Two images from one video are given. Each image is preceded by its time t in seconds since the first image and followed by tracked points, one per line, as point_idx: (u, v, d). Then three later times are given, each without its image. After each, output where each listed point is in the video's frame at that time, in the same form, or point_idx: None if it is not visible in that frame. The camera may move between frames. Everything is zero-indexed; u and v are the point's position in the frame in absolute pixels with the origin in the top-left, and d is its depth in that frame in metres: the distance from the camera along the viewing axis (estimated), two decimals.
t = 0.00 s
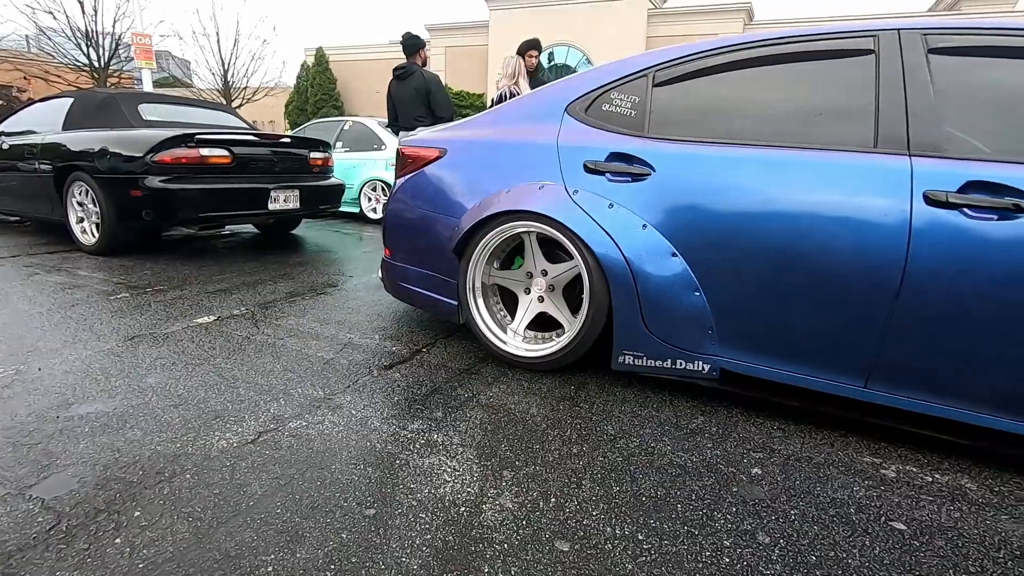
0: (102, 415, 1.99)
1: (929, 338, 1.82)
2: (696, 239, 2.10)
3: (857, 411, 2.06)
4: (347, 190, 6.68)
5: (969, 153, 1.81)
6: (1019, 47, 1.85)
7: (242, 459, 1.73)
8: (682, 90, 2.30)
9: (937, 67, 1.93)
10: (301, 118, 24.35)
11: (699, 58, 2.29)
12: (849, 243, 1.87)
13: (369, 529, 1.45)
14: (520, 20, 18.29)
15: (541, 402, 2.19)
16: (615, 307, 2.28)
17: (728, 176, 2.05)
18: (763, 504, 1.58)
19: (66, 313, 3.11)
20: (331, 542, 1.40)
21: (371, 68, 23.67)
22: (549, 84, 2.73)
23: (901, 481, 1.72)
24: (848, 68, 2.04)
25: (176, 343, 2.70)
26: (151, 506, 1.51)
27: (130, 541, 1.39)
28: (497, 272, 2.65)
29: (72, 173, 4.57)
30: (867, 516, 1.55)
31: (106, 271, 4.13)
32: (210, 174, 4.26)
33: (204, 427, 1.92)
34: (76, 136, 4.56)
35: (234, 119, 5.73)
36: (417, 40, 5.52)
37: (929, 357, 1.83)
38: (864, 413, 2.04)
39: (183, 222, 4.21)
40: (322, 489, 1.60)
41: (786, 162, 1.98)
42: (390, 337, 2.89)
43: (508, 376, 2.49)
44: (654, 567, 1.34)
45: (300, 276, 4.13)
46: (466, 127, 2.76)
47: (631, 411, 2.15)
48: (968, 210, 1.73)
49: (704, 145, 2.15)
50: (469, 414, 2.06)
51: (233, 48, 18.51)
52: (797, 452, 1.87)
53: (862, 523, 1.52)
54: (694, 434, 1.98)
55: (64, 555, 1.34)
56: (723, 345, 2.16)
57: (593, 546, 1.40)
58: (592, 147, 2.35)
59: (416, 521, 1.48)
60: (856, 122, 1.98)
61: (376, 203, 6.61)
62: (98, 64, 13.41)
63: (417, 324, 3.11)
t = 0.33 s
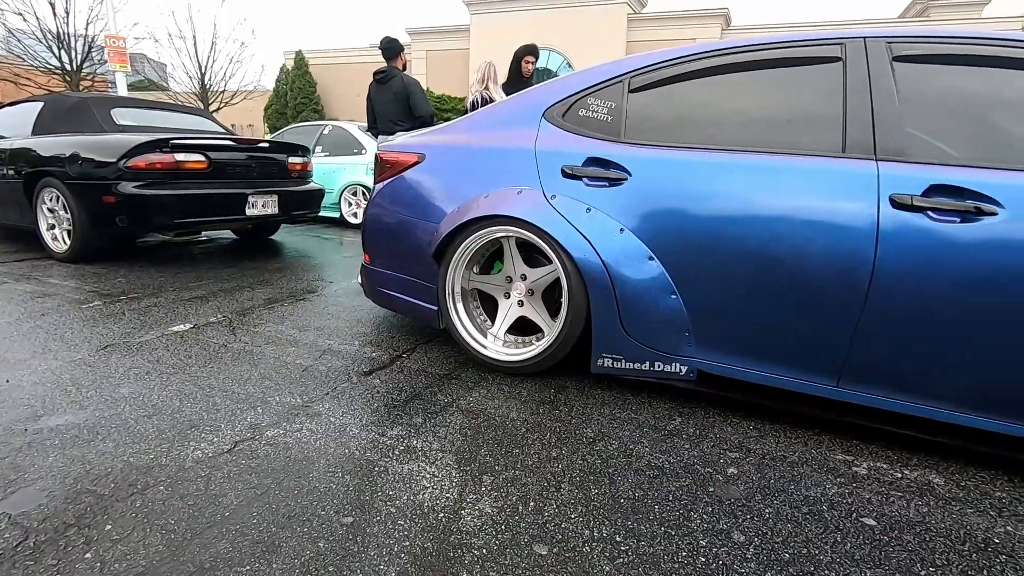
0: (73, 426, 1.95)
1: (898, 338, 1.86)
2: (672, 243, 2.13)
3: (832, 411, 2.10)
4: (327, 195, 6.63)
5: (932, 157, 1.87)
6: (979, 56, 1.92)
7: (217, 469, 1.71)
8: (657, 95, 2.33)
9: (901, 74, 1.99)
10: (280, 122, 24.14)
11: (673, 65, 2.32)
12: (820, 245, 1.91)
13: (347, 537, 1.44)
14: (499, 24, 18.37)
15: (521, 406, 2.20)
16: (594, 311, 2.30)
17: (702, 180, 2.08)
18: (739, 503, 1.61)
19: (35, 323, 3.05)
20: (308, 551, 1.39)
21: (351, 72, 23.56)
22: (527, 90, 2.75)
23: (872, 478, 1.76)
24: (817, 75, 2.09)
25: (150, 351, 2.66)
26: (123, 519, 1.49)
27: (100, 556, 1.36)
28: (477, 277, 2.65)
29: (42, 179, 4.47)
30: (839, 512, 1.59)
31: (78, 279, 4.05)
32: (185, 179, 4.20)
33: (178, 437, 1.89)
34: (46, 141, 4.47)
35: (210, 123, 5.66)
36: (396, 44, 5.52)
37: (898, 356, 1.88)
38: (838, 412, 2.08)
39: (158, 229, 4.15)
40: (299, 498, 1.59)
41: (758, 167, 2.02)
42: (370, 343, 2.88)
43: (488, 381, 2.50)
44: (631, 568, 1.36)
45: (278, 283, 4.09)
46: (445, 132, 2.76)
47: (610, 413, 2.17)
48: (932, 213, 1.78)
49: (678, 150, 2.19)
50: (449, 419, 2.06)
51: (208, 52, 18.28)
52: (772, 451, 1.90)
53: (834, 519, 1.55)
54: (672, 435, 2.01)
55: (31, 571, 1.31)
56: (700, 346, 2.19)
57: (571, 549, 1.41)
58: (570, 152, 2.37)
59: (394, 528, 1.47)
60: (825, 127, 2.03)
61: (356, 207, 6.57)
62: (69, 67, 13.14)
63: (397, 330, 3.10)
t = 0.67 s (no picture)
0: (43, 441, 1.91)
1: (868, 336, 1.91)
2: (649, 246, 2.15)
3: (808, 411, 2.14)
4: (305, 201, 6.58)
5: (898, 160, 1.92)
6: (941, 62, 1.98)
7: (192, 481, 1.69)
8: (632, 100, 2.36)
9: (867, 79, 2.04)
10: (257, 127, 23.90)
11: (647, 71, 2.36)
12: (792, 247, 1.95)
13: (325, 547, 1.43)
14: (477, 29, 18.41)
15: (501, 410, 2.21)
16: (573, 314, 2.31)
17: (677, 184, 2.11)
18: (716, 502, 1.63)
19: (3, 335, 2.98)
20: (285, 562, 1.38)
21: (329, 77, 23.43)
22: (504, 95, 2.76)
23: (845, 474, 1.80)
24: (787, 80, 2.14)
25: (123, 362, 2.61)
26: (95, 535, 1.46)
27: (71, 573, 1.34)
28: (456, 282, 2.65)
29: (10, 188, 4.37)
30: (813, 509, 1.62)
31: (48, 289, 3.97)
32: (161, 186, 4.12)
33: (152, 450, 1.86)
34: (15, 148, 4.38)
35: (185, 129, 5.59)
36: (376, 50, 5.50)
37: (869, 354, 1.93)
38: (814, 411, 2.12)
39: (132, 237, 4.07)
40: (276, 508, 1.57)
41: (732, 170, 2.06)
42: (349, 350, 2.86)
43: (469, 386, 2.50)
44: (609, 569, 1.37)
45: (256, 290, 4.05)
46: (423, 137, 2.77)
47: (590, 416, 2.19)
48: (898, 214, 1.83)
49: (653, 154, 2.22)
50: (429, 425, 2.05)
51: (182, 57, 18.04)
52: (748, 450, 1.94)
53: (808, 516, 1.58)
54: (651, 436, 2.03)
55: None
56: (678, 348, 2.22)
57: (550, 552, 1.42)
58: (547, 157, 2.39)
59: (373, 536, 1.47)
60: (794, 131, 2.07)
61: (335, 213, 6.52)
62: (38, 73, 12.87)
63: (377, 336, 3.09)
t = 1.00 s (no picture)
0: None
1: (828, 333, 1.97)
2: (616, 249, 2.18)
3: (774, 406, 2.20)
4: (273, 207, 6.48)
5: (852, 162, 1.99)
6: (892, 68, 2.05)
7: (154, 497, 1.65)
8: (597, 105, 2.39)
9: (822, 85, 2.11)
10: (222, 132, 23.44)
11: (611, 76, 2.39)
12: (755, 248, 1.99)
13: (293, 559, 1.41)
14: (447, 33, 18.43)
15: (473, 415, 2.21)
16: (542, 317, 2.33)
17: (643, 187, 2.15)
18: (684, 500, 1.66)
19: None
20: None
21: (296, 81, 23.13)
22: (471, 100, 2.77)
23: (808, 468, 1.85)
24: (746, 86, 2.20)
25: (81, 376, 2.54)
26: (50, 556, 1.42)
27: None
28: (426, 288, 2.64)
29: None
30: (777, 503, 1.66)
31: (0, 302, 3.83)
32: (121, 194, 4.01)
33: (112, 466, 1.81)
34: None
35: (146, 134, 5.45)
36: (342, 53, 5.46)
37: (830, 351, 1.98)
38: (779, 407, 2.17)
39: (91, 246, 3.96)
40: (243, 522, 1.55)
41: (695, 174, 2.10)
42: (318, 358, 2.82)
43: (441, 391, 2.49)
44: (580, 570, 1.39)
45: (222, 299, 3.97)
46: (390, 142, 2.75)
47: (561, 418, 2.20)
48: (853, 215, 1.89)
49: (619, 159, 2.25)
50: (401, 432, 2.04)
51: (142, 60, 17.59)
52: (715, 448, 1.97)
53: (772, 510, 1.62)
54: (621, 437, 2.05)
55: None
56: (646, 349, 2.25)
57: (521, 555, 1.43)
58: (515, 161, 2.40)
59: (343, 546, 1.46)
60: (754, 135, 2.13)
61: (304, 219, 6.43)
62: None
63: (347, 343, 3.06)
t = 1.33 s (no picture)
0: None
1: (783, 329, 2.03)
2: (578, 250, 2.21)
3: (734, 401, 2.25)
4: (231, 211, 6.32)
5: (802, 163, 2.05)
6: (837, 72, 2.13)
7: (104, 515, 1.59)
8: (557, 107, 2.42)
9: (773, 88, 2.18)
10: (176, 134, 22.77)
11: (570, 79, 2.42)
12: (712, 247, 2.04)
13: (251, 573, 1.38)
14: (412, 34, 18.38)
15: (438, 418, 2.20)
16: (506, 319, 2.33)
17: (603, 189, 2.17)
18: (647, 496, 1.69)
19: None
20: None
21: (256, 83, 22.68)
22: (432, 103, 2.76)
23: (765, 460, 1.90)
24: (699, 90, 2.25)
25: (25, 391, 2.43)
26: None
27: None
28: (389, 292, 2.62)
29: None
30: (736, 495, 1.70)
31: None
32: (68, 199, 3.85)
33: (58, 484, 1.74)
34: None
35: (93, 137, 5.24)
36: (303, 56, 5.35)
37: (785, 346, 2.05)
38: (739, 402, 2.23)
39: (35, 253, 3.80)
40: (199, 537, 1.51)
41: (653, 175, 2.14)
42: (279, 365, 2.77)
43: (405, 396, 2.47)
44: (544, 570, 1.40)
45: (178, 307, 3.85)
46: (351, 145, 2.72)
47: (526, 419, 2.21)
48: (804, 215, 1.96)
49: (580, 161, 2.27)
50: (364, 438, 2.02)
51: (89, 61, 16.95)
52: (677, 443, 2.01)
53: (731, 502, 1.66)
54: (585, 436, 2.07)
55: None
56: (609, 348, 2.28)
57: (486, 558, 1.43)
58: (476, 164, 2.40)
59: (304, 557, 1.44)
60: (709, 137, 2.18)
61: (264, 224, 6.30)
62: None
63: (309, 350, 3.01)
